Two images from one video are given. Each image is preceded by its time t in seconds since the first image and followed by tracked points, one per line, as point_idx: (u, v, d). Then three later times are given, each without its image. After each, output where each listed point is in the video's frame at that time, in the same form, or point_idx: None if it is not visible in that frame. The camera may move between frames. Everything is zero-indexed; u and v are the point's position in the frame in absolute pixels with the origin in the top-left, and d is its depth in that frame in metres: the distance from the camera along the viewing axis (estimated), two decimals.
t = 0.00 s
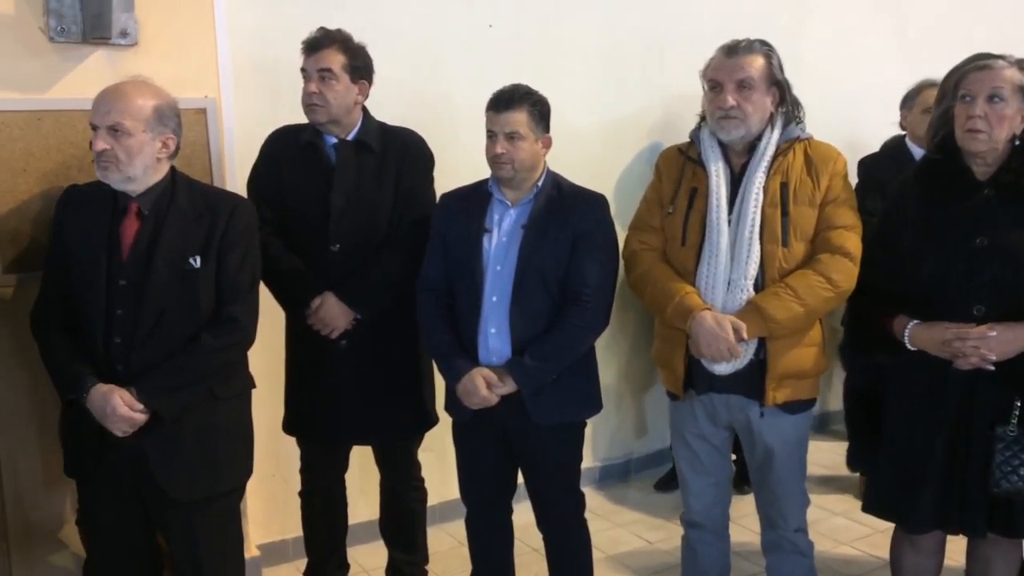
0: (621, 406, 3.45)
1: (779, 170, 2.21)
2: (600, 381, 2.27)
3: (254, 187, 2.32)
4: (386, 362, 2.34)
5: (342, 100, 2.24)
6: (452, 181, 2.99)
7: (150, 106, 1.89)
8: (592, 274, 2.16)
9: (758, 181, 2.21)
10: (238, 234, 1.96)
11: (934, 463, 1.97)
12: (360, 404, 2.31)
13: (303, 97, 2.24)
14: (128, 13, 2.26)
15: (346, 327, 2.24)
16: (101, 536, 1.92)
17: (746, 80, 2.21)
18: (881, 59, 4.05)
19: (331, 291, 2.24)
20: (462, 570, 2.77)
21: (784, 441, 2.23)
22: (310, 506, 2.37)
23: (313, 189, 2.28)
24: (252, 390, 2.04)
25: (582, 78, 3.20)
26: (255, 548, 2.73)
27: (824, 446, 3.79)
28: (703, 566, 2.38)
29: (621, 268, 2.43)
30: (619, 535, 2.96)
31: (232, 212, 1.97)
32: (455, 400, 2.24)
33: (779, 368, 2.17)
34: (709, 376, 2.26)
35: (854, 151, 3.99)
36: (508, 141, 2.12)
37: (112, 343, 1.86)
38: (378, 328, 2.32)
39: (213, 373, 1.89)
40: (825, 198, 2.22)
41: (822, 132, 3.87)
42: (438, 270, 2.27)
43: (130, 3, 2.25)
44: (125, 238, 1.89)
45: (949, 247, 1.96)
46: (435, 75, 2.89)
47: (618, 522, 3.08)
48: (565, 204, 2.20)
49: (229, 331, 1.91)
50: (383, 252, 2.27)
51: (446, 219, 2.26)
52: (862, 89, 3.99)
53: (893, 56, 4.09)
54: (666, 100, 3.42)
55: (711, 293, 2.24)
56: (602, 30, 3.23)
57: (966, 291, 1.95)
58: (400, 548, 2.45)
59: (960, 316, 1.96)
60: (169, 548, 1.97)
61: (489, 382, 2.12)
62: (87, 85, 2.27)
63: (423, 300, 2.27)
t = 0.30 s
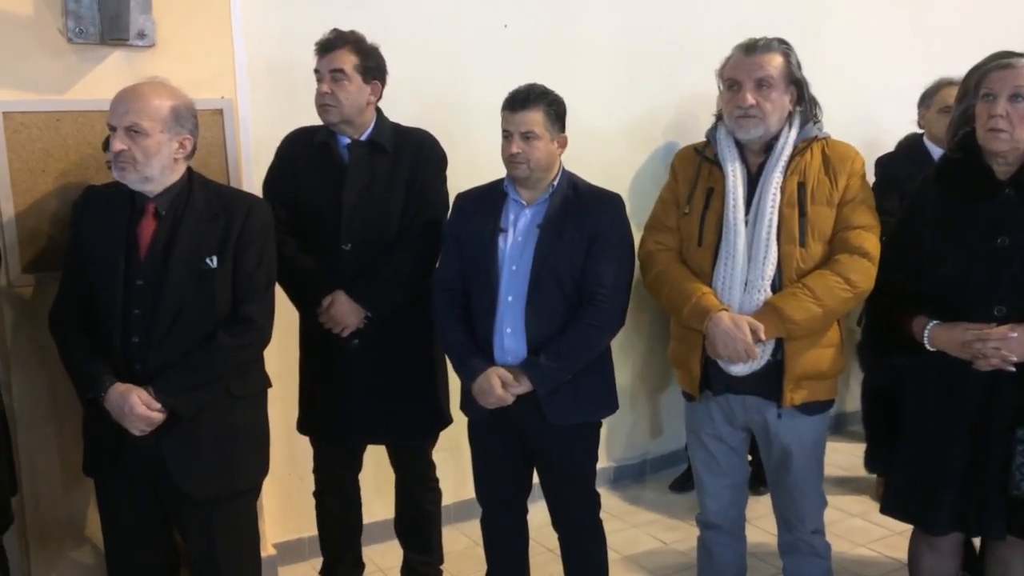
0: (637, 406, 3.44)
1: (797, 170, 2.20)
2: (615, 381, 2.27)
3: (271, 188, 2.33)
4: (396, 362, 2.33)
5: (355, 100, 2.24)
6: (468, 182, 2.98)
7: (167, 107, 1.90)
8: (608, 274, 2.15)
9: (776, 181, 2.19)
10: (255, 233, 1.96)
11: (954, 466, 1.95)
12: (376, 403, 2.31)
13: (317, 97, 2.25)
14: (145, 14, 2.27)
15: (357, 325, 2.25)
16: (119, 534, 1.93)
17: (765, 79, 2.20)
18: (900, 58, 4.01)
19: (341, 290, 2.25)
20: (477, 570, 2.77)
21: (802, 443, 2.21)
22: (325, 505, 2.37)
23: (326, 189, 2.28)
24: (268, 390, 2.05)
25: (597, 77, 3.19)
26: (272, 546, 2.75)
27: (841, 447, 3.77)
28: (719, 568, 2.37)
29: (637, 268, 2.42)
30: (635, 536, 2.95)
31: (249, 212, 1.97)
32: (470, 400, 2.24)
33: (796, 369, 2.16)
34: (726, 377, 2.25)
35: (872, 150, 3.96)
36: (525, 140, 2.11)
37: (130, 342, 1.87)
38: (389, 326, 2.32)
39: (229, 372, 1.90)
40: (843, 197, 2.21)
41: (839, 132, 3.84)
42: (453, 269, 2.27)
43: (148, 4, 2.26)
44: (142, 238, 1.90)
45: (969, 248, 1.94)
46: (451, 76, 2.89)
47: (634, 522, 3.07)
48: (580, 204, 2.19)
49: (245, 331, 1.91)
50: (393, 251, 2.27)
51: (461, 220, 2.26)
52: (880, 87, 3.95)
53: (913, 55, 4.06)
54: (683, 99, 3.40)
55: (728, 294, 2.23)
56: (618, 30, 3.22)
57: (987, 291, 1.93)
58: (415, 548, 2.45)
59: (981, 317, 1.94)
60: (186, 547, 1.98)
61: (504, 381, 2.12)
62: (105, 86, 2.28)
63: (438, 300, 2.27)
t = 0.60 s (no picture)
0: (647, 409, 3.43)
1: (809, 172, 2.19)
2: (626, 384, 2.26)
3: (280, 190, 2.34)
4: (403, 361, 2.34)
5: (361, 103, 2.25)
6: (479, 184, 2.99)
7: (180, 110, 1.91)
8: (619, 277, 2.15)
9: (787, 183, 2.19)
10: (267, 234, 1.97)
11: (966, 469, 1.94)
12: (387, 405, 2.32)
13: (324, 100, 2.26)
14: (159, 18, 2.28)
15: (360, 324, 2.25)
16: (133, 534, 1.94)
17: (777, 81, 2.19)
18: (912, 60, 4.00)
19: (345, 288, 2.25)
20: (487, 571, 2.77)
21: (814, 447, 2.21)
22: (336, 507, 2.38)
23: (333, 191, 2.29)
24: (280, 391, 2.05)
25: (608, 80, 3.19)
26: (283, 547, 2.76)
27: (853, 450, 3.75)
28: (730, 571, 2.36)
29: (648, 271, 2.42)
30: (645, 539, 2.95)
31: (261, 214, 1.98)
32: (480, 403, 2.24)
33: (808, 373, 2.15)
34: (737, 381, 2.25)
35: (884, 152, 3.95)
36: (536, 142, 2.11)
37: (144, 343, 1.89)
38: (391, 326, 2.32)
39: (241, 373, 1.91)
40: (855, 200, 2.20)
41: (851, 134, 3.83)
42: (465, 272, 2.28)
43: (162, 8, 2.27)
44: (156, 241, 1.91)
45: (982, 251, 1.93)
46: (462, 78, 2.90)
47: (645, 525, 3.06)
48: (592, 207, 2.19)
49: (258, 333, 1.92)
50: (399, 252, 2.26)
51: (473, 223, 2.27)
52: (892, 89, 3.94)
53: (925, 57, 4.05)
54: (694, 101, 3.40)
55: (739, 297, 2.22)
56: (629, 32, 3.22)
57: (1000, 294, 1.91)
58: (425, 550, 2.45)
59: (994, 320, 1.93)
60: (198, 547, 1.99)
61: (515, 384, 2.12)
62: (119, 89, 2.30)
63: (450, 302, 2.28)
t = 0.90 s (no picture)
0: (664, 409, 3.42)
1: (829, 173, 2.18)
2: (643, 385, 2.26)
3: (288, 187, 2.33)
4: (413, 359, 2.34)
5: (371, 102, 2.25)
6: (496, 184, 2.99)
7: (203, 108, 1.92)
8: (637, 277, 2.15)
9: (807, 184, 2.17)
10: (287, 231, 1.98)
11: (986, 473, 1.92)
12: (404, 403, 2.33)
13: (334, 100, 2.27)
14: (181, 16, 2.30)
15: (372, 317, 2.24)
16: (153, 530, 1.96)
17: (796, 81, 2.18)
18: (933, 60, 3.97)
19: (357, 282, 2.24)
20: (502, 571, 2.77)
21: (833, 449, 2.20)
22: (352, 505, 2.38)
23: (344, 189, 2.29)
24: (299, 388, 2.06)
25: (626, 80, 3.19)
26: (300, 544, 2.77)
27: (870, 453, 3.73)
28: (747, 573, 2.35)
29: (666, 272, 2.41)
30: (661, 540, 2.94)
31: (281, 212, 1.99)
32: (497, 402, 2.24)
33: (827, 375, 2.14)
34: (756, 383, 2.24)
35: (904, 153, 3.92)
36: (554, 141, 2.11)
37: (164, 340, 1.90)
38: (402, 323, 2.33)
39: (263, 370, 1.91)
40: (876, 201, 2.18)
41: (870, 134, 3.80)
42: (482, 271, 2.28)
43: (183, 6, 2.29)
44: (177, 238, 1.93)
45: (1005, 253, 1.91)
46: (481, 78, 2.90)
47: (660, 526, 3.06)
48: (609, 207, 2.19)
49: (278, 330, 1.93)
50: (409, 251, 2.24)
51: (491, 222, 2.27)
52: (912, 89, 3.91)
53: (946, 57, 4.01)
54: (712, 101, 3.38)
55: (758, 298, 2.21)
56: (647, 32, 3.21)
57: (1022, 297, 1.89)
58: (440, 549, 2.45)
59: (1016, 323, 1.91)
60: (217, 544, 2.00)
61: (532, 384, 2.12)
62: (140, 87, 2.31)
63: (468, 301, 2.28)
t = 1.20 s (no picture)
0: (685, 409, 3.41)
1: (856, 172, 2.16)
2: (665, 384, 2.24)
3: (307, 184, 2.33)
4: (434, 357, 2.35)
5: (387, 101, 2.25)
6: (519, 182, 2.98)
7: (236, 106, 1.93)
8: (660, 276, 2.13)
9: (834, 183, 2.15)
10: (315, 227, 1.99)
11: (1014, 478, 1.89)
12: (426, 401, 2.33)
13: (351, 99, 2.28)
14: (207, 14, 2.31)
15: (394, 312, 2.23)
16: (180, 525, 1.96)
17: (823, 79, 2.16)
18: (961, 58, 3.92)
19: (379, 277, 2.23)
20: (523, 569, 2.77)
21: (858, 450, 2.18)
22: (373, 502, 2.39)
23: (362, 186, 2.28)
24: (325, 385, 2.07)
25: (650, 77, 3.17)
26: (322, 540, 2.78)
27: (895, 455, 3.69)
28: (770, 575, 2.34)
29: (690, 270, 2.40)
30: (682, 540, 2.92)
31: (308, 208, 2.00)
32: (520, 400, 2.24)
33: (853, 376, 2.12)
34: (780, 383, 2.23)
35: (931, 152, 3.87)
36: (577, 139, 2.11)
37: (196, 336, 1.91)
38: (422, 320, 2.33)
39: (292, 365, 1.92)
40: (904, 200, 2.17)
41: (897, 133, 3.76)
42: (505, 268, 2.28)
43: (209, 4, 2.30)
44: (206, 236, 1.93)
45: None
46: (504, 75, 2.89)
47: (682, 527, 3.04)
48: (632, 205, 2.18)
49: (307, 325, 1.94)
50: (428, 250, 2.25)
51: (514, 221, 2.27)
52: (940, 87, 3.86)
53: (975, 55, 3.96)
54: (737, 99, 3.36)
55: (784, 298, 2.20)
56: (671, 29, 3.19)
57: None
58: (460, 546, 2.44)
59: None
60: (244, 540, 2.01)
61: (554, 382, 2.12)
62: (166, 85, 2.33)
63: (490, 299, 2.28)
